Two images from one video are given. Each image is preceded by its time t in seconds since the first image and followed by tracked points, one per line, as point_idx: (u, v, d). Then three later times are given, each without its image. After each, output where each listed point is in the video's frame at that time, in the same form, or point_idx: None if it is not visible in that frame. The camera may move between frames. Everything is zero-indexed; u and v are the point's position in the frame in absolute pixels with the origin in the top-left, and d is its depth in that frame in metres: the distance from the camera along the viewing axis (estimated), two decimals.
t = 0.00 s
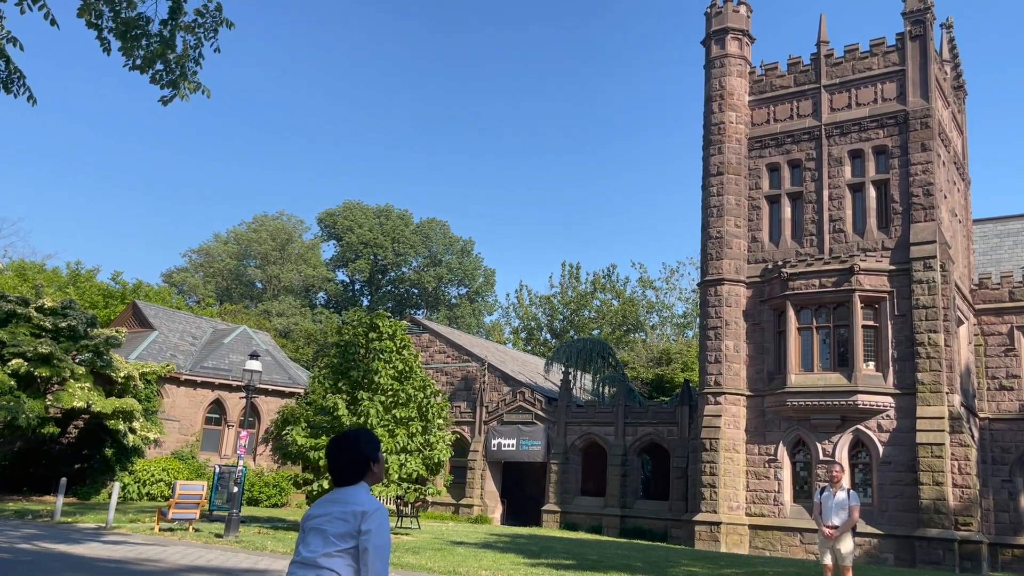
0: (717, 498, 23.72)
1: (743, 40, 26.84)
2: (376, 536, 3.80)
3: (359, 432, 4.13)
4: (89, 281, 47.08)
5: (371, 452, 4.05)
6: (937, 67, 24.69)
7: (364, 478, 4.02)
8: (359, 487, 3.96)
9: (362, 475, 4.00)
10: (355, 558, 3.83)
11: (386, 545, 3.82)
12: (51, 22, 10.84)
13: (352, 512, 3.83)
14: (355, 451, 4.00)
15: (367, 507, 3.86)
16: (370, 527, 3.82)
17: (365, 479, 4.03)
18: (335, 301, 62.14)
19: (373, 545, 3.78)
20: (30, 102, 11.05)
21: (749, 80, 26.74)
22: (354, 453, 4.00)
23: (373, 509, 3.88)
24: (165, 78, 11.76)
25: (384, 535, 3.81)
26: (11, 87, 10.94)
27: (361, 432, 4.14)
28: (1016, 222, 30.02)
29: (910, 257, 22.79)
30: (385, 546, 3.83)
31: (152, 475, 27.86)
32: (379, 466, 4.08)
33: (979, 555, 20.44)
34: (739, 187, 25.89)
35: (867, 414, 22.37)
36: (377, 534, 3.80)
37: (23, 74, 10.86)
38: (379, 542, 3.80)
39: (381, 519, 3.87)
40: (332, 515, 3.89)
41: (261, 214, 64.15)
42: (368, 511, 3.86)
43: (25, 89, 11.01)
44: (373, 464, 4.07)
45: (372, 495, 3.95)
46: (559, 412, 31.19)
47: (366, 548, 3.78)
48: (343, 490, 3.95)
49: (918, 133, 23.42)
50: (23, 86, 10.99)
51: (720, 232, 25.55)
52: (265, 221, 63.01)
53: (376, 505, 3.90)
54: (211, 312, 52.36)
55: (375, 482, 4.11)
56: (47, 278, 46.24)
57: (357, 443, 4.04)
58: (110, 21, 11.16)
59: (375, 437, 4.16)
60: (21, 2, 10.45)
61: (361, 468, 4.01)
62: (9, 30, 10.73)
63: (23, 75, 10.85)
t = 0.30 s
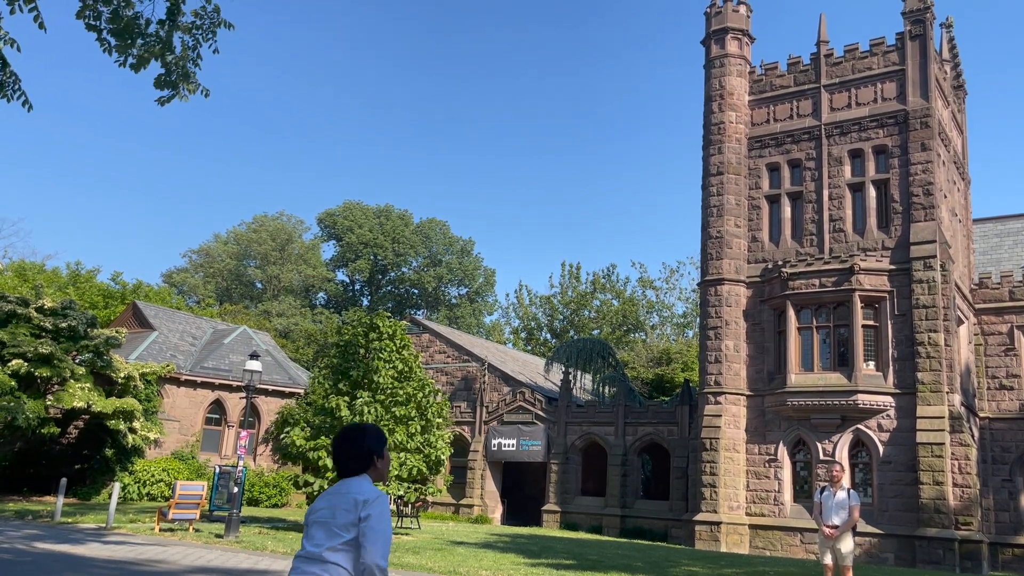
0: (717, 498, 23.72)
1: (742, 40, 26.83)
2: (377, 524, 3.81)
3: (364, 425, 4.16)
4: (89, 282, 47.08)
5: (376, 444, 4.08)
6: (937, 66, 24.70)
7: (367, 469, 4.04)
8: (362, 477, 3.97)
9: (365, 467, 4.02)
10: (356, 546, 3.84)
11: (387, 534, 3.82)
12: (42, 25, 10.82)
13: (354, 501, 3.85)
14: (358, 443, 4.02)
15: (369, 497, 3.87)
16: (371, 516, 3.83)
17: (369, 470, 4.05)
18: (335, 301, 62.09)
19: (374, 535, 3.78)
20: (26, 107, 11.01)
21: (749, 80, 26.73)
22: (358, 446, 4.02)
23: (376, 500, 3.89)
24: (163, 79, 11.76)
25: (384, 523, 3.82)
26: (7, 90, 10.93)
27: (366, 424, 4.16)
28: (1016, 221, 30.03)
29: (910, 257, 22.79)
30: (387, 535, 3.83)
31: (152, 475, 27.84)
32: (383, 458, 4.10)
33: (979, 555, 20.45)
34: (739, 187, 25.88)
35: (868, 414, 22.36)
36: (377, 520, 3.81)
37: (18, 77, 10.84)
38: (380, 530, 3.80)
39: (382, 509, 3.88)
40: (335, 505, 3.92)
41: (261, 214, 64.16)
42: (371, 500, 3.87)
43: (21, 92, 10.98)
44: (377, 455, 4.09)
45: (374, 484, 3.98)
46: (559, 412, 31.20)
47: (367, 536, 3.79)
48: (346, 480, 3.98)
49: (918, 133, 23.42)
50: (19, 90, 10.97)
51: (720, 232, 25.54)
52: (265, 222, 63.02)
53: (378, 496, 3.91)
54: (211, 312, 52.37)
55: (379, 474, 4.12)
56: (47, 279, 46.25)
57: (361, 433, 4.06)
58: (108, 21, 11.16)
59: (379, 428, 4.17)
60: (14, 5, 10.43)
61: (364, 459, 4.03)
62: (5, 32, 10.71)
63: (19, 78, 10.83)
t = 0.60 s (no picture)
0: (717, 497, 23.73)
1: (741, 39, 26.83)
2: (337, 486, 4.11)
3: (350, 394, 4.55)
4: (89, 282, 47.07)
5: (348, 414, 4.43)
6: (936, 65, 24.72)
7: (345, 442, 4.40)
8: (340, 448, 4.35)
9: (343, 436, 4.41)
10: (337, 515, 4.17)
11: (345, 496, 4.07)
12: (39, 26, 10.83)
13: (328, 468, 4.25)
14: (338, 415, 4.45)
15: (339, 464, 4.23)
16: (336, 479, 4.17)
17: (348, 439, 4.42)
18: (335, 301, 62.07)
19: (340, 497, 4.09)
20: (25, 106, 11.02)
21: (748, 79, 26.74)
22: (339, 417, 4.45)
23: (349, 466, 4.22)
24: (164, 79, 11.74)
25: (344, 487, 4.09)
26: (7, 91, 10.94)
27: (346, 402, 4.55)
28: (1015, 219, 30.03)
29: (910, 255, 22.79)
30: (350, 497, 4.09)
31: (152, 475, 27.81)
32: (361, 427, 4.43)
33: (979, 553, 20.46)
34: (738, 186, 25.87)
35: (868, 413, 22.36)
36: (341, 486, 4.12)
37: (17, 77, 10.83)
38: (340, 493, 4.09)
39: (348, 473, 4.17)
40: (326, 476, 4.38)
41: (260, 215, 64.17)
42: (340, 466, 4.22)
43: (21, 94, 10.99)
44: (352, 426, 4.42)
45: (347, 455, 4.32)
46: (559, 411, 31.20)
47: (330, 498, 4.12)
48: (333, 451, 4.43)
49: (917, 132, 23.42)
50: (18, 90, 10.98)
51: (720, 231, 25.54)
52: (265, 222, 63.03)
53: (348, 462, 4.24)
54: (211, 313, 52.35)
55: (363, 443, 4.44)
56: (47, 279, 46.24)
57: (336, 406, 4.48)
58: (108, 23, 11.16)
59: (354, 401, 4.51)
60: (10, 5, 10.44)
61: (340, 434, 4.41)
62: (2, 32, 10.71)
63: (18, 77, 10.83)
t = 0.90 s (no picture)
0: (717, 495, 23.74)
1: (739, 37, 26.83)
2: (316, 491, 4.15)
3: (353, 387, 4.54)
4: (87, 282, 47.01)
5: (343, 412, 4.42)
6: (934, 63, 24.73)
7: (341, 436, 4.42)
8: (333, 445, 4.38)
9: (338, 433, 4.42)
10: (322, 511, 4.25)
11: (324, 502, 4.11)
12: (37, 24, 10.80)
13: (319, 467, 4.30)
14: (332, 410, 4.44)
15: (327, 464, 4.26)
16: (321, 481, 4.21)
17: (346, 435, 4.42)
18: (334, 301, 62.05)
19: (323, 500, 4.12)
20: (23, 101, 11.02)
21: (746, 77, 26.74)
22: (336, 413, 4.43)
23: (339, 466, 4.22)
24: (157, 77, 11.72)
25: (325, 491, 4.14)
26: (4, 86, 10.92)
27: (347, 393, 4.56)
28: (1014, 216, 30.06)
29: (908, 253, 22.80)
30: (328, 503, 4.12)
31: (152, 475, 27.80)
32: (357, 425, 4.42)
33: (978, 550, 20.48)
34: (737, 184, 25.86)
35: (867, 410, 22.38)
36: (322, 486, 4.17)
37: (16, 73, 10.81)
38: (320, 499, 4.13)
39: (332, 476, 4.19)
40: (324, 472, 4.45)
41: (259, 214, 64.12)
42: (326, 467, 4.25)
43: (17, 88, 10.97)
44: (352, 421, 4.44)
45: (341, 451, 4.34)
46: (559, 410, 31.20)
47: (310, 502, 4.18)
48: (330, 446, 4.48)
49: (915, 129, 23.42)
50: (15, 85, 10.96)
51: (719, 229, 25.54)
52: (263, 222, 63.00)
53: (335, 463, 4.24)
54: (210, 313, 52.35)
55: (359, 441, 4.43)
56: (45, 279, 46.20)
57: (329, 401, 4.49)
58: (106, 21, 11.14)
59: (352, 396, 4.50)
60: (10, 3, 10.43)
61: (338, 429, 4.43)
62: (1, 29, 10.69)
63: (17, 74, 10.81)
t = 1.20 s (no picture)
0: (715, 492, 23.77)
1: (736, 34, 26.84)
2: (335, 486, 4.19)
3: (355, 392, 4.70)
4: (84, 282, 46.98)
5: (355, 412, 4.58)
6: (931, 59, 24.75)
7: (348, 435, 4.53)
8: (340, 444, 4.47)
9: (347, 434, 4.54)
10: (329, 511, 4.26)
11: (345, 497, 4.16)
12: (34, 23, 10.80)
13: (327, 465, 4.36)
14: (341, 410, 4.56)
15: (340, 461, 4.33)
16: (337, 478, 4.26)
17: (354, 436, 4.55)
18: (331, 300, 62.03)
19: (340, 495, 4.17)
20: (17, 98, 11.02)
21: (743, 74, 26.76)
22: (343, 413, 4.56)
23: (350, 465, 4.32)
24: (154, 74, 11.73)
25: (345, 486, 4.19)
26: None
27: (351, 394, 4.68)
28: (1011, 212, 30.12)
29: (906, 249, 22.84)
30: (348, 499, 4.18)
31: (150, 475, 27.92)
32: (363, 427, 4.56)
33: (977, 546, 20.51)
34: (734, 181, 25.87)
35: (865, 407, 22.43)
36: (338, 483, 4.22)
37: (12, 72, 10.80)
38: (339, 494, 4.17)
39: (349, 473, 4.27)
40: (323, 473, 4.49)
41: (256, 213, 64.11)
42: (340, 464, 4.32)
43: (12, 84, 10.96)
44: (361, 423, 4.57)
45: (348, 451, 4.44)
46: (557, 407, 31.21)
47: (328, 498, 4.18)
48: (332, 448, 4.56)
49: (912, 126, 23.44)
50: (11, 83, 10.95)
51: (716, 226, 25.56)
52: (261, 221, 63.00)
53: (349, 461, 4.34)
54: (207, 312, 52.32)
55: (362, 444, 4.59)
56: (43, 279, 46.15)
57: (338, 400, 4.61)
58: (103, 19, 11.13)
59: (362, 396, 4.65)
60: (6, 3, 10.43)
61: (345, 427, 4.53)
62: None
63: (12, 72, 10.81)
